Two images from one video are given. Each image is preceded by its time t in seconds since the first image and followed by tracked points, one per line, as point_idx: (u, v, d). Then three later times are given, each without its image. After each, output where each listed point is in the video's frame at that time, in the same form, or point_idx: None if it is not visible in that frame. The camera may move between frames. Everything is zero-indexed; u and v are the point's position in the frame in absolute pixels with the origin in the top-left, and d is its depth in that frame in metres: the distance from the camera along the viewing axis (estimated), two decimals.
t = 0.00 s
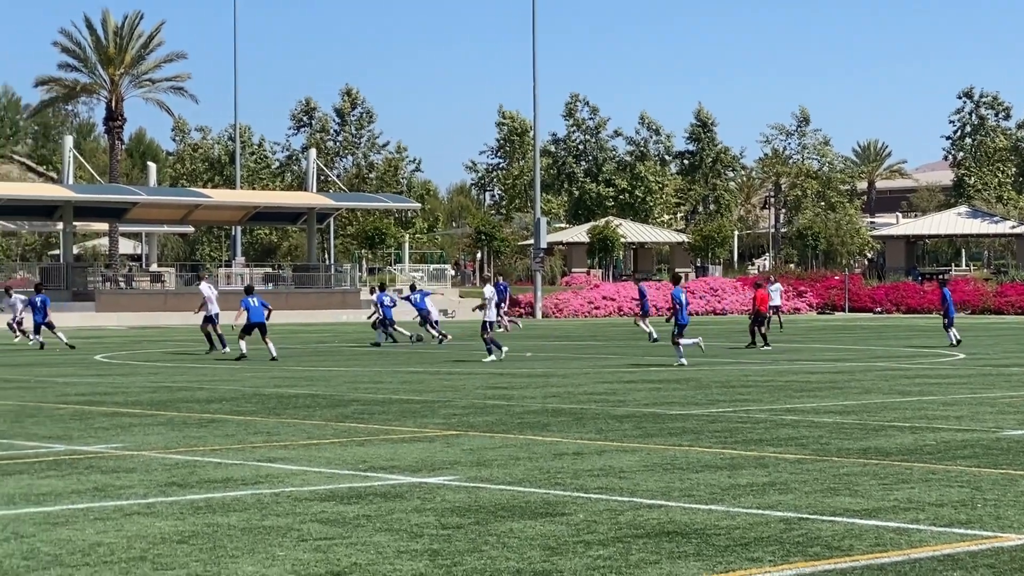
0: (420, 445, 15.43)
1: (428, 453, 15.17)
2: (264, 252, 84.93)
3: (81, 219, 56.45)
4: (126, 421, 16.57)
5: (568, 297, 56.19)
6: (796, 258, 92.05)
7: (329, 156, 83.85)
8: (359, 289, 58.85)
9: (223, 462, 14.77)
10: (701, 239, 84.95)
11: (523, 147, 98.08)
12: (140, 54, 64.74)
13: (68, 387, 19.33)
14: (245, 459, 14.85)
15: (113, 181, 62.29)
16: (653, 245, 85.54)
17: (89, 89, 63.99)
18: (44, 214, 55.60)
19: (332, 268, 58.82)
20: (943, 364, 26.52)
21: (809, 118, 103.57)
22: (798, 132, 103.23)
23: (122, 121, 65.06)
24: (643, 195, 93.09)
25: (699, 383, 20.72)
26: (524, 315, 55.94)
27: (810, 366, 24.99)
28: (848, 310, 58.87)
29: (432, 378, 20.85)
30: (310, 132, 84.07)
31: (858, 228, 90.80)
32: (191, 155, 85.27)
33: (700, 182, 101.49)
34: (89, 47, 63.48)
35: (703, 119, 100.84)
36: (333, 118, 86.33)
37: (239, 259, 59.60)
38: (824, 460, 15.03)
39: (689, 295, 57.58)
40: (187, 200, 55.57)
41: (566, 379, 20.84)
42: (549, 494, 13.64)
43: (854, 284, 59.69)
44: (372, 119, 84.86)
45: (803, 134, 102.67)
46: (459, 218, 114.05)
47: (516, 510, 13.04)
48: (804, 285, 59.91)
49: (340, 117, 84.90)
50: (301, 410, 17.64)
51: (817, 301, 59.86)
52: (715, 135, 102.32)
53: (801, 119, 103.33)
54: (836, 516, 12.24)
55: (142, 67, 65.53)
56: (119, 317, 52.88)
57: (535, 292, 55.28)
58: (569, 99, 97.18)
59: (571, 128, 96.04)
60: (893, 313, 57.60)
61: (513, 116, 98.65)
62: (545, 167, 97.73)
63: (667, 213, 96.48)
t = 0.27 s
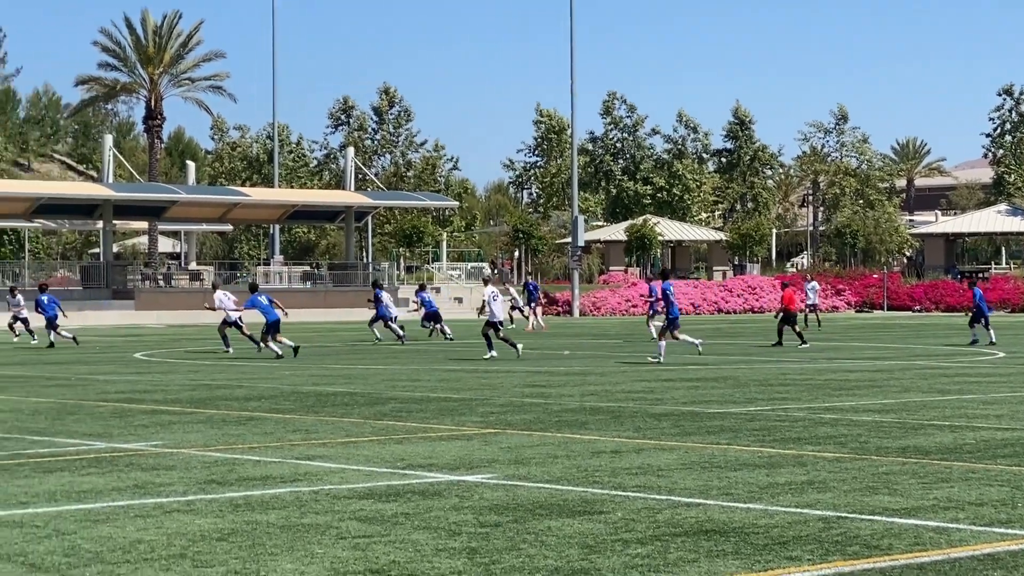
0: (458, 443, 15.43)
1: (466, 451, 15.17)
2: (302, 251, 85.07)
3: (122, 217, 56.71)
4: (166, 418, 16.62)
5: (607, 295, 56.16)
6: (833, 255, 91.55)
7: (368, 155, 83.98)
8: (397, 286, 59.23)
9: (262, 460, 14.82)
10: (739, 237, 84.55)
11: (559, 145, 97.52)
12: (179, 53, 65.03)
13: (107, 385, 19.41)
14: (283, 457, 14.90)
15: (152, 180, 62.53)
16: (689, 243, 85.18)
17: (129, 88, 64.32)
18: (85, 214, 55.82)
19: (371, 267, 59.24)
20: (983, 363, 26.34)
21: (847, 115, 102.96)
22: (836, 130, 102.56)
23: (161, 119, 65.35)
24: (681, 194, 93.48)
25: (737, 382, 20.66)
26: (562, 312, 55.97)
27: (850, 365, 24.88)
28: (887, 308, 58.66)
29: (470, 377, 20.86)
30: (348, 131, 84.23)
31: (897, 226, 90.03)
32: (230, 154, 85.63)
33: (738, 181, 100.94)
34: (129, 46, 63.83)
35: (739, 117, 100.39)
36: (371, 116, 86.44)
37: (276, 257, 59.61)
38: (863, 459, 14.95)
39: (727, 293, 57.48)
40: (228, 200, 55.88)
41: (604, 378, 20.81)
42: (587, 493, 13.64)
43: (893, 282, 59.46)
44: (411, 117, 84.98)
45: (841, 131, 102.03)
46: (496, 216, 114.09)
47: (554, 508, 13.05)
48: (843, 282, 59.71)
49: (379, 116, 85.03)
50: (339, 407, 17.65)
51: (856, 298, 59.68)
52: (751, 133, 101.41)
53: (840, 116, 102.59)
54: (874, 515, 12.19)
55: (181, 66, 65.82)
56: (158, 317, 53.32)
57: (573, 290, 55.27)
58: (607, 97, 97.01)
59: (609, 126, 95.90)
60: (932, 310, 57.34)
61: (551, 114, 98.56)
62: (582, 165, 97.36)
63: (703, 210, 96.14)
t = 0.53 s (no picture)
0: (511, 441, 15.38)
1: (518, 449, 15.13)
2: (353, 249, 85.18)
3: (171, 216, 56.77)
4: (218, 416, 16.63)
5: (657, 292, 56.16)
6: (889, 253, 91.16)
7: (420, 152, 84.04)
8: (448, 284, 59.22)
9: (315, 458, 14.83)
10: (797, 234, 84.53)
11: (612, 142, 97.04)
12: (232, 52, 65.20)
13: (159, 382, 19.47)
14: (336, 455, 14.90)
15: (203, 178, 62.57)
16: (742, 240, 84.96)
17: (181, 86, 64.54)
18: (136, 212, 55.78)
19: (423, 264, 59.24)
20: None
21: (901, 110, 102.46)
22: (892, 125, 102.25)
23: (214, 118, 65.49)
24: (734, 190, 92.33)
25: (792, 380, 20.55)
26: (613, 310, 56.10)
27: (905, 363, 24.70)
28: (941, 306, 58.31)
29: (522, 375, 20.82)
30: (399, 129, 84.34)
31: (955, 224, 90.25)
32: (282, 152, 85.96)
33: (792, 177, 100.96)
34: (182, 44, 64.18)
35: (796, 112, 100.51)
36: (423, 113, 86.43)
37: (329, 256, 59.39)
38: (918, 458, 14.80)
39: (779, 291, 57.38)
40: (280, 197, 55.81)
41: (657, 376, 20.74)
42: (640, 491, 13.58)
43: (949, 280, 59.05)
44: (462, 114, 85.04)
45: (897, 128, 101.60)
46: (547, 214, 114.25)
47: (606, 506, 13.01)
48: (898, 280, 59.36)
49: (430, 113, 85.10)
50: (391, 405, 17.61)
51: (910, 296, 59.40)
52: (806, 129, 101.46)
53: (894, 111, 102.38)
54: (929, 514, 12.08)
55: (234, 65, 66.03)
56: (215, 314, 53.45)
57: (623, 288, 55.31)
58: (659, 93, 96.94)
59: (662, 122, 95.75)
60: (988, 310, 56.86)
61: (603, 111, 97.47)
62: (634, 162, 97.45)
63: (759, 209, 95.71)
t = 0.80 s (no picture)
0: (588, 460, 13.37)
1: (598, 471, 13.11)
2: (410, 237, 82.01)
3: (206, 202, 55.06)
4: (256, 431, 14.65)
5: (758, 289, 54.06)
6: None
7: (484, 128, 80.91)
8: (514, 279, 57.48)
9: (365, 479, 12.91)
10: (914, 222, 81.90)
11: (705, 116, 91.79)
12: (267, 14, 60.39)
13: (195, 393, 17.52)
14: (388, 476, 12.99)
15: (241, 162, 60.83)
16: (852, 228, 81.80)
17: (211, 54, 60.19)
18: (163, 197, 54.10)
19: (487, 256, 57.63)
20: None
21: None
22: None
23: (247, 89, 61.43)
24: (844, 171, 88.86)
25: (910, 390, 18.38)
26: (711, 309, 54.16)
27: None
28: None
29: (603, 385, 18.75)
30: (461, 102, 81.35)
31: None
32: (326, 129, 82.49)
33: (912, 156, 98.25)
34: (211, 7, 59.20)
35: (915, 84, 98.30)
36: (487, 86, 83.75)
37: (378, 247, 57.56)
38: None
39: (899, 287, 55.06)
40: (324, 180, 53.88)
41: (756, 386, 18.64)
42: (740, 518, 11.56)
43: None
44: (529, 86, 82.29)
45: None
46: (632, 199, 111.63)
47: (699, 535, 11.02)
48: None
49: (494, 86, 82.27)
50: (452, 419, 15.56)
51: None
52: (927, 100, 99.13)
53: None
54: None
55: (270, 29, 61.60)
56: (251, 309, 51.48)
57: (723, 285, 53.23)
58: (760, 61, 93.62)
59: (762, 91, 93.02)
60: None
61: (693, 81, 92.35)
62: (731, 140, 92.65)
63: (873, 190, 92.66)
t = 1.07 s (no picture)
0: (682, 457, 13.35)
1: (691, 466, 13.10)
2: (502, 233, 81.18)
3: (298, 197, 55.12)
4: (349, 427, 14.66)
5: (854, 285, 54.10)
6: None
7: (576, 125, 79.96)
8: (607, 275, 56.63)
9: (458, 474, 12.93)
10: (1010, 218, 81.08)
11: (799, 112, 90.59)
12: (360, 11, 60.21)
13: (288, 389, 17.54)
14: (482, 472, 13.00)
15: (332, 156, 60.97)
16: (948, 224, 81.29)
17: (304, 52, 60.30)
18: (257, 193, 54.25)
19: (579, 251, 56.93)
20: None
21: None
22: None
23: (339, 87, 61.55)
24: (940, 166, 87.20)
25: (1005, 387, 18.18)
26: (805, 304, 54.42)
27: None
28: None
29: (695, 381, 18.68)
30: (553, 98, 80.32)
31: None
32: (418, 125, 82.03)
33: (1009, 151, 98.02)
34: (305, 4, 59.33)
35: (1011, 78, 97.84)
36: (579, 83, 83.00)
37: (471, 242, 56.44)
38: None
39: (993, 284, 55.26)
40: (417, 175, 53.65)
41: (848, 382, 18.51)
42: (834, 514, 11.55)
43: None
44: (621, 82, 81.78)
45: None
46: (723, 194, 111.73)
47: (794, 532, 11.03)
48: None
49: (587, 82, 81.54)
50: (546, 415, 15.50)
51: None
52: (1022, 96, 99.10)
53: None
54: None
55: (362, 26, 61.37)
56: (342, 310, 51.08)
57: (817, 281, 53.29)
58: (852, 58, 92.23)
59: (855, 89, 91.55)
60: None
61: (786, 76, 91.31)
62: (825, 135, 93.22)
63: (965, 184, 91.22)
